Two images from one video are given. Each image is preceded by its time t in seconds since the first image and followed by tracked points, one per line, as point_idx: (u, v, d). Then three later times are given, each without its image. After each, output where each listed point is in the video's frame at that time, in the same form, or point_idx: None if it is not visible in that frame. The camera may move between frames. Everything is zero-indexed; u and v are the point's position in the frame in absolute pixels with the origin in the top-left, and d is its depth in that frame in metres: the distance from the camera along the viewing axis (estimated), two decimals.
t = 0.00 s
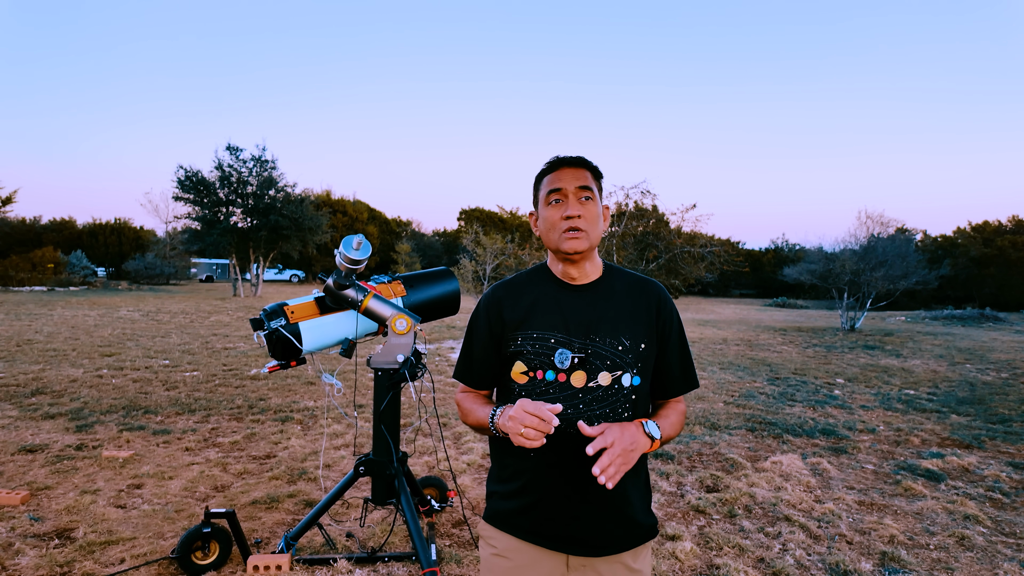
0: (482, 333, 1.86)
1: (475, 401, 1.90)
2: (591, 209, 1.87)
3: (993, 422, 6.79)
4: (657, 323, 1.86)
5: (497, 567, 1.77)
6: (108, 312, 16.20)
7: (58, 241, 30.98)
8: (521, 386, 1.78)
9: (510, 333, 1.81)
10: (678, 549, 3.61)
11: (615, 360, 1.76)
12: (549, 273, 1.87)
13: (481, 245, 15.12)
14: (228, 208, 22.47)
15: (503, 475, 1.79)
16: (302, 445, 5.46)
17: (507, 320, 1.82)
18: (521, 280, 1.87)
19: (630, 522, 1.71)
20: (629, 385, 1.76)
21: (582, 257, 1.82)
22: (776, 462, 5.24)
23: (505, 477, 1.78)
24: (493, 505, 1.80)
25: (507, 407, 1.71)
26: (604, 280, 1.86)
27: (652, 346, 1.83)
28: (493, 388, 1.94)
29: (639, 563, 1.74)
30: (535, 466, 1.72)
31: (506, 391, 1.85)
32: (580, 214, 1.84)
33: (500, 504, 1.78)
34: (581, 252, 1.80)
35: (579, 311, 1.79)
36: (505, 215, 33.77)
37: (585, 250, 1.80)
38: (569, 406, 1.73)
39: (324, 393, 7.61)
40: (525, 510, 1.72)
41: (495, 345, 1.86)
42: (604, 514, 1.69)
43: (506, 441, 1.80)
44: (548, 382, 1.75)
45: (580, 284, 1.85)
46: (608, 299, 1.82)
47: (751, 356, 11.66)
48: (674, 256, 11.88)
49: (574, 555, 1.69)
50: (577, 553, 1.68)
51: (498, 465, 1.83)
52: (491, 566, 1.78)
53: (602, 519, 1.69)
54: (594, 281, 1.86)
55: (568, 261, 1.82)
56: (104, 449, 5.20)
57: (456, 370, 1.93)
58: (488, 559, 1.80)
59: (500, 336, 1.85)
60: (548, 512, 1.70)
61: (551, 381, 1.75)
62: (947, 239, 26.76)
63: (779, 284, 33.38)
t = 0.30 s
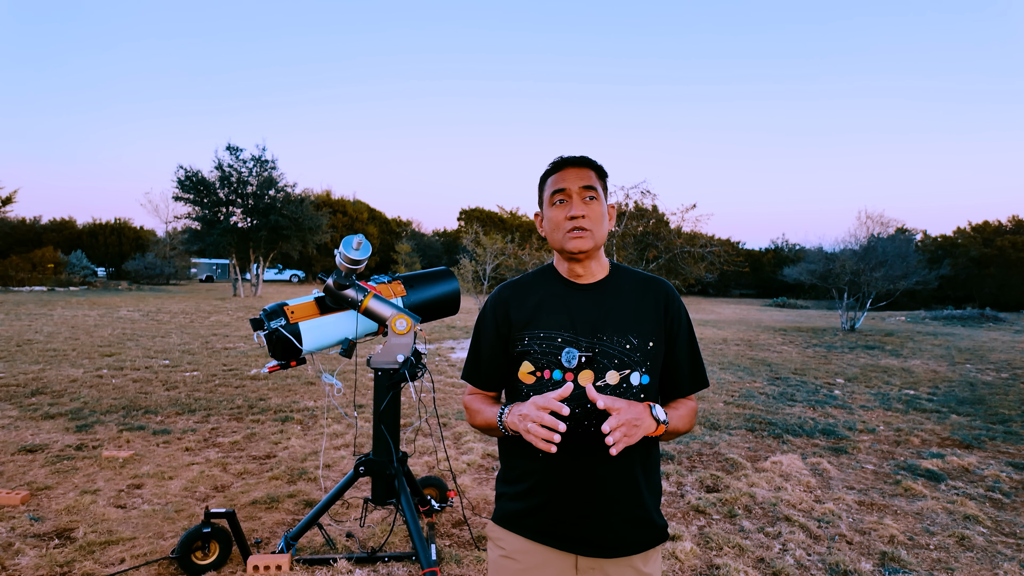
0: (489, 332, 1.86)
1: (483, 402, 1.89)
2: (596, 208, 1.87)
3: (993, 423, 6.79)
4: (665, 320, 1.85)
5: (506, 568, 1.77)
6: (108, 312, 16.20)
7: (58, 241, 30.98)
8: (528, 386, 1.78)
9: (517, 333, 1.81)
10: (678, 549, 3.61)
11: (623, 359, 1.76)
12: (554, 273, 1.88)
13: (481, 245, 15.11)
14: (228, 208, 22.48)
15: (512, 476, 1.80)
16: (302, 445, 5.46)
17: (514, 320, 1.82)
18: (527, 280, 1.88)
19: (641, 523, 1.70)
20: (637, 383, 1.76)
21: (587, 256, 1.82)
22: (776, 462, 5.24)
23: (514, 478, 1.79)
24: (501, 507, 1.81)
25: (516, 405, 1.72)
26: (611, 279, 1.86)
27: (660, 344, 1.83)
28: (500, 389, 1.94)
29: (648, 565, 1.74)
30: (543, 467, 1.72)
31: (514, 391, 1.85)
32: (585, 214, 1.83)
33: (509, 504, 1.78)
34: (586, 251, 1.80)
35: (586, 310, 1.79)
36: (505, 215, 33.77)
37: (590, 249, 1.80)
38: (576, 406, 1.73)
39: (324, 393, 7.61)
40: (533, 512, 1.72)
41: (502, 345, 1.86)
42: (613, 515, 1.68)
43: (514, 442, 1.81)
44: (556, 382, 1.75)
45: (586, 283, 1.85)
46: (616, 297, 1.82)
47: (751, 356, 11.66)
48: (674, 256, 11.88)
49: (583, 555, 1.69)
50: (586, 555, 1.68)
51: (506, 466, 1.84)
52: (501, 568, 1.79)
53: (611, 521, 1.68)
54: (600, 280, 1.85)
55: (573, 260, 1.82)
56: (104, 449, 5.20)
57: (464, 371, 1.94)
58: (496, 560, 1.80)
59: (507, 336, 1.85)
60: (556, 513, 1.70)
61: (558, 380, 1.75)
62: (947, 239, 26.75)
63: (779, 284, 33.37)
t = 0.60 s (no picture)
0: (505, 331, 1.88)
1: (499, 400, 1.90)
2: (615, 214, 1.85)
3: (993, 423, 6.79)
4: (680, 323, 1.84)
5: (517, 564, 1.79)
6: (108, 312, 16.17)
7: (58, 240, 30.94)
8: (543, 387, 1.80)
9: (532, 334, 1.82)
10: (678, 549, 3.61)
11: (637, 363, 1.77)
12: (569, 274, 1.88)
13: (481, 244, 15.09)
14: (228, 208, 22.48)
15: (524, 473, 1.81)
16: (302, 445, 5.46)
17: (529, 321, 1.83)
18: (544, 282, 1.88)
19: (651, 525, 1.70)
20: (650, 387, 1.77)
21: (603, 261, 1.82)
22: (776, 462, 5.25)
23: (526, 476, 1.80)
24: (513, 503, 1.82)
25: (543, 400, 1.69)
26: (626, 282, 1.85)
27: (673, 348, 1.83)
28: (517, 389, 1.96)
29: (658, 565, 1.74)
30: (555, 467, 1.73)
31: (529, 392, 1.86)
32: (604, 219, 1.82)
33: (521, 502, 1.79)
34: (603, 256, 1.80)
35: (601, 314, 1.80)
36: (506, 215, 33.79)
37: (606, 255, 1.80)
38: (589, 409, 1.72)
39: (324, 393, 7.61)
40: (544, 510, 1.73)
41: (517, 345, 1.87)
42: (624, 516, 1.68)
43: (527, 440, 1.82)
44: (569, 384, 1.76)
45: (602, 286, 1.84)
46: (630, 301, 1.81)
47: (751, 356, 11.68)
48: (674, 256, 11.88)
49: (592, 555, 1.70)
50: (595, 554, 1.69)
51: (519, 464, 1.85)
52: (511, 563, 1.81)
53: (621, 523, 1.68)
54: (616, 284, 1.85)
55: (590, 263, 1.82)
56: (104, 449, 5.19)
57: (482, 371, 1.96)
58: (507, 555, 1.82)
59: (522, 336, 1.87)
60: (567, 513, 1.71)
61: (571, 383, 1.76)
62: (947, 239, 26.79)
63: (779, 285, 33.37)
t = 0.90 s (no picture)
0: (508, 330, 1.89)
1: (502, 400, 1.90)
2: (616, 215, 1.85)
3: (993, 423, 6.79)
4: (682, 325, 1.84)
5: (519, 564, 1.79)
6: (108, 312, 16.15)
7: (58, 240, 30.93)
8: (545, 387, 1.79)
9: (535, 334, 1.83)
10: (678, 549, 3.61)
11: (639, 363, 1.76)
12: (572, 275, 1.89)
13: (481, 244, 15.08)
14: (228, 208, 22.48)
15: (526, 473, 1.81)
16: (302, 445, 5.45)
17: (532, 320, 1.83)
18: (547, 282, 1.89)
19: (652, 525, 1.70)
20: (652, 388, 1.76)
21: (604, 262, 1.82)
22: (776, 462, 5.25)
23: (528, 475, 1.80)
24: (515, 503, 1.83)
25: (539, 397, 1.70)
26: (629, 282, 1.85)
27: (676, 349, 1.83)
28: (519, 390, 1.96)
29: (660, 565, 1.74)
30: (557, 466, 1.73)
31: (533, 392, 1.87)
32: (605, 220, 1.82)
33: (523, 502, 1.80)
34: (605, 258, 1.80)
35: (604, 313, 1.80)
36: (506, 215, 33.80)
37: (607, 256, 1.80)
38: (591, 409, 1.71)
39: (324, 393, 7.60)
40: (546, 509, 1.73)
41: (520, 345, 1.88)
42: (626, 516, 1.68)
43: (529, 440, 1.82)
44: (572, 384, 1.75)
45: (604, 286, 1.84)
46: (633, 301, 1.81)
47: (751, 356, 11.69)
48: (674, 256, 11.89)
49: (593, 555, 1.70)
50: (597, 555, 1.69)
51: (522, 463, 1.85)
52: (513, 563, 1.80)
53: (623, 523, 1.68)
54: (618, 284, 1.85)
55: (591, 264, 1.83)
56: (104, 449, 5.19)
57: (485, 371, 1.97)
58: (509, 554, 1.83)
59: (525, 336, 1.87)
60: (569, 513, 1.71)
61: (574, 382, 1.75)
62: (947, 239, 26.80)
63: (779, 284, 33.37)
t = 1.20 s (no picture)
0: (509, 329, 1.92)
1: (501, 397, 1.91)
2: (600, 225, 1.79)
3: (993, 423, 6.79)
4: (683, 326, 1.84)
5: (519, 564, 1.79)
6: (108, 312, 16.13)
7: (58, 240, 30.91)
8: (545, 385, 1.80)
9: (535, 332, 1.85)
10: (678, 549, 3.61)
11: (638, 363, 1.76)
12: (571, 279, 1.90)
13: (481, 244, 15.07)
14: (228, 208, 22.48)
15: (527, 473, 1.81)
16: (302, 445, 5.45)
17: (532, 319, 1.85)
18: (547, 281, 1.90)
19: (652, 526, 1.70)
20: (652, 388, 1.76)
21: (591, 272, 1.80)
22: (777, 462, 5.25)
23: (528, 475, 1.80)
24: (515, 502, 1.83)
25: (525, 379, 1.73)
26: (629, 284, 1.84)
27: (676, 350, 1.82)
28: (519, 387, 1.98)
29: (660, 565, 1.74)
30: (556, 466, 1.73)
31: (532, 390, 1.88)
32: (587, 233, 1.78)
33: (523, 502, 1.80)
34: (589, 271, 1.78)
35: (604, 313, 1.80)
36: (506, 215, 33.82)
37: (591, 267, 1.78)
38: (589, 407, 1.70)
39: (324, 393, 7.60)
40: (546, 510, 1.73)
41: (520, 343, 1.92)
42: (625, 516, 1.68)
43: (529, 438, 1.82)
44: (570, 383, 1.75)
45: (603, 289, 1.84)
46: (634, 301, 1.81)
47: (751, 356, 11.69)
48: (674, 256, 11.88)
49: (592, 556, 1.70)
50: (597, 555, 1.69)
51: (522, 463, 1.85)
52: (513, 563, 1.81)
53: (623, 524, 1.68)
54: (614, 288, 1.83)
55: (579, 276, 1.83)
56: (103, 449, 5.19)
57: (484, 367, 2.00)
58: (509, 554, 1.83)
59: (525, 334, 1.89)
60: (568, 513, 1.71)
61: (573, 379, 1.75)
62: (947, 239, 26.80)
63: (779, 284, 33.37)
